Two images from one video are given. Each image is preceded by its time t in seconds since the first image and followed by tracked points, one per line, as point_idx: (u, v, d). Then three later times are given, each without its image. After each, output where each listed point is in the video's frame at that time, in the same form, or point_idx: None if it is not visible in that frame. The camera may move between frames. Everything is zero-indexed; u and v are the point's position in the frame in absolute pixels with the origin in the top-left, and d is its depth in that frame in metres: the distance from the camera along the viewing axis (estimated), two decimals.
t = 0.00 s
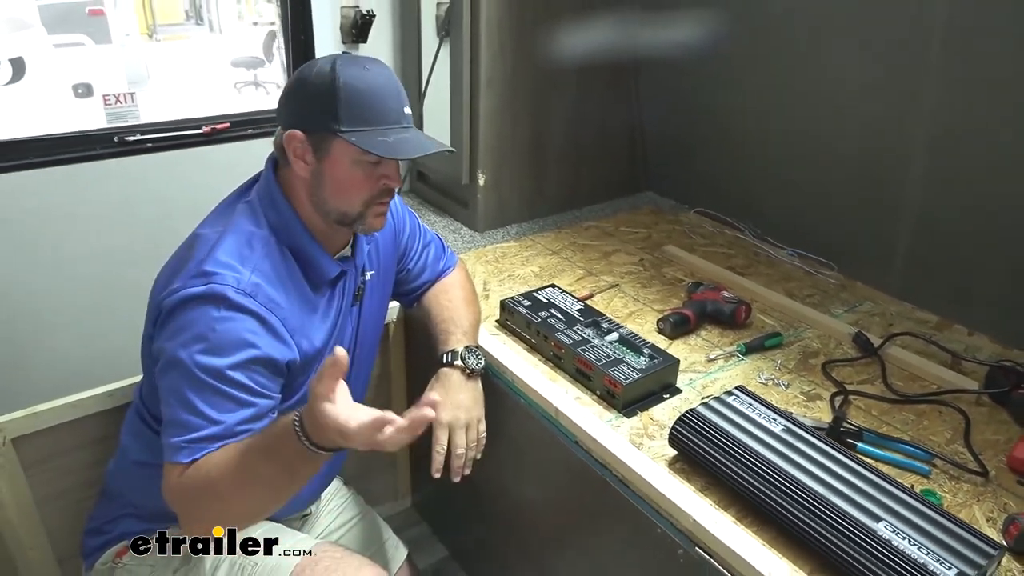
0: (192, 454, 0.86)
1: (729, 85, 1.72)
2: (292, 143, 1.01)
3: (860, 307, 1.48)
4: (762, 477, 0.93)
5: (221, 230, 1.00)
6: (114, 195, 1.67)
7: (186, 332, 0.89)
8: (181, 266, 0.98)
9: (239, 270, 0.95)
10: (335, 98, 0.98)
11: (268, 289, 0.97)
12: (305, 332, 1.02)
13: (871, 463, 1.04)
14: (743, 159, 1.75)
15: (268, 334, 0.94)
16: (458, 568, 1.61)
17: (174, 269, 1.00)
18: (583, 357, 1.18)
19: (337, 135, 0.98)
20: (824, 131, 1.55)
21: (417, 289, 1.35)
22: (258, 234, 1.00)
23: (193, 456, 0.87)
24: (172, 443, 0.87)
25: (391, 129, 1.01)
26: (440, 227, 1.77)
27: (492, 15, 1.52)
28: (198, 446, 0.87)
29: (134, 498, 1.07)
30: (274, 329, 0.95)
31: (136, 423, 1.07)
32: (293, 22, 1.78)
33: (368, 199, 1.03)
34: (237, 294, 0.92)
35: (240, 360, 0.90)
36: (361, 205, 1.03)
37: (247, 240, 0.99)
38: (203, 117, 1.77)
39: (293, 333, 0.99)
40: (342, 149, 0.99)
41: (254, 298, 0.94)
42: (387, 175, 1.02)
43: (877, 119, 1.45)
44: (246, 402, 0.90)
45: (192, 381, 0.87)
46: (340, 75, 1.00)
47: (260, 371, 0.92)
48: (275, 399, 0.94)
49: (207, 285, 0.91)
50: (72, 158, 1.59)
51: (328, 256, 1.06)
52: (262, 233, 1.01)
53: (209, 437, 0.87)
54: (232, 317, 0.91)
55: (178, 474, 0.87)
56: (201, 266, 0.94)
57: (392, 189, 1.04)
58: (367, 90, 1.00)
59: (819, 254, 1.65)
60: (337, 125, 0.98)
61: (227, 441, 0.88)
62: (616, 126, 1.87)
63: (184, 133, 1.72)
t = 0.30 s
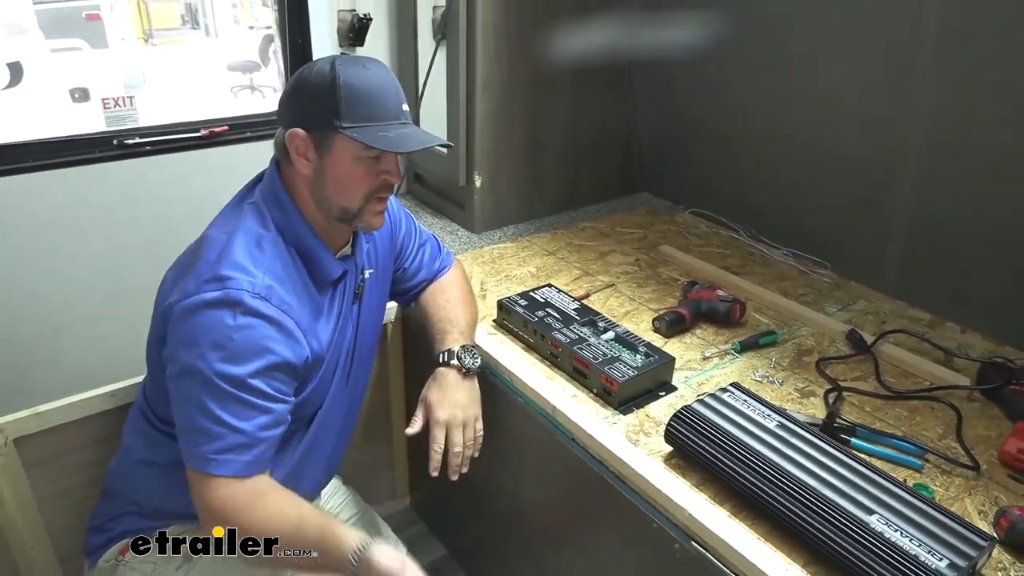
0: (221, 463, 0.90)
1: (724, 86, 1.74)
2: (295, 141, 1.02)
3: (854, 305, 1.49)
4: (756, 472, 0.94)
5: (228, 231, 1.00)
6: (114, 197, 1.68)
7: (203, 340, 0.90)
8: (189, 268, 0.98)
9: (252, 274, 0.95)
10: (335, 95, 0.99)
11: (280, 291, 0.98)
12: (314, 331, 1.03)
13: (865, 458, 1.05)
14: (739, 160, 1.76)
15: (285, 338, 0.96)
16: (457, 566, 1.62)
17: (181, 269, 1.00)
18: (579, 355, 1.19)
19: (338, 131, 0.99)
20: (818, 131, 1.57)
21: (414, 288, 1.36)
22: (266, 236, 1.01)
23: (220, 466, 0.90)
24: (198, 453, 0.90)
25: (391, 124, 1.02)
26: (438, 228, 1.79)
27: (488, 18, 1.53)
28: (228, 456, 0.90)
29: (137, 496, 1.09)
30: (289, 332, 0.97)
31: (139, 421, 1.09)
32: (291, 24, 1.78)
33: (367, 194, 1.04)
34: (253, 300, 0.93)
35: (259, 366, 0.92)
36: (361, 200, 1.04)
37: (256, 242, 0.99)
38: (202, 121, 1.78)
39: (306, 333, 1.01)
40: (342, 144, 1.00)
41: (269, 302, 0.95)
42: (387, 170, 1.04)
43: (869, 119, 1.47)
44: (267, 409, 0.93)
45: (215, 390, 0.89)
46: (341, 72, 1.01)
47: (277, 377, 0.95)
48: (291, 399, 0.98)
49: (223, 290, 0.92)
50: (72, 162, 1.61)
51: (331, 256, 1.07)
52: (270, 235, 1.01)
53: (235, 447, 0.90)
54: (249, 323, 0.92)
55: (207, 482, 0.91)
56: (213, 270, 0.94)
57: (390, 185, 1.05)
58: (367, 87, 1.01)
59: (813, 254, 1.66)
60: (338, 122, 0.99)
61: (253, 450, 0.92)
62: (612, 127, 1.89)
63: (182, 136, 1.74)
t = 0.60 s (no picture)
0: (303, 439, 0.89)
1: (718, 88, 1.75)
2: (303, 141, 1.02)
3: (847, 305, 1.51)
4: (748, 467, 0.96)
5: (234, 232, 1.01)
6: (113, 199, 1.69)
7: (242, 332, 0.90)
8: (197, 272, 0.97)
9: (271, 269, 0.97)
10: (347, 95, 1.01)
11: (297, 284, 1.00)
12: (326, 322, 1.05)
13: (856, 455, 1.07)
14: (733, 161, 1.78)
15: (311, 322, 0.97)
16: (454, 565, 1.63)
17: (187, 275, 0.99)
18: (574, 354, 1.20)
19: (349, 131, 1.00)
20: (811, 132, 1.58)
21: (411, 288, 1.37)
22: (275, 234, 1.02)
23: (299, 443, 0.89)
24: (269, 437, 0.89)
25: (401, 125, 1.04)
26: (435, 229, 1.80)
27: (485, 20, 1.54)
28: (305, 431, 0.89)
29: (137, 492, 1.11)
30: (314, 319, 0.99)
31: (141, 421, 1.11)
32: (290, 25, 1.79)
33: (375, 195, 1.05)
34: (279, 291, 0.94)
35: (305, 347, 0.93)
36: (370, 200, 1.05)
37: (265, 239, 1.00)
38: (200, 121, 1.79)
39: (325, 320, 1.02)
40: (354, 145, 1.01)
41: (293, 293, 0.97)
42: (394, 172, 1.05)
43: (862, 121, 1.48)
44: (322, 382, 0.93)
45: (273, 374, 0.90)
46: (351, 76, 1.02)
47: (318, 354, 0.96)
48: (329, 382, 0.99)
49: (247, 285, 0.93)
50: (72, 163, 1.62)
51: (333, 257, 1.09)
52: (279, 235, 1.02)
53: (308, 421, 0.90)
54: (282, 312, 0.93)
55: (290, 462, 0.89)
56: (230, 268, 0.95)
57: (398, 185, 1.07)
58: (377, 90, 1.03)
59: (807, 254, 1.68)
60: (349, 122, 1.00)
61: (325, 420, 0.91)
62: (608, 129, 1.90)
63: (181, 137, 1.75)
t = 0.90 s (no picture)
0: (342, 379, 0.90)
1: (716, 89, 1.76)
2: (306, 142, 1.03)
3: (843, 304, 1.52)
4: (744, 463, 0.97)
5: (237, 229, 1.02)
6: (113, 199, 1.70)
7: (259, 303, 0.92)
8: (202, 271, 0.99)
9: (279, 252, 0.99)
10: (349, 98, 1.02)
11: (305, 265, 1.02)
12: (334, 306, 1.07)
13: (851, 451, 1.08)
14: (730, 162, 1.79)
15: (325, 292, 0.99)
16: (453, 563, 1.64)
17: (192, 276, 1.00)
18: (572, 352, 1.21)
19: (351, 132, 1.01)
20: (807, 133, 1.60)
21: (411, 287, 1.38)
22: (279, 228, 1.03)
23: (337, 386, 0.90)
24: (304, 390, 0.90)
25: (402, 128, 1.05)
26: (434, 230, 1.81)
27: (484, 23, 1.56)
28: (342, 373, 0.90)
29: (140, 489, 1.12)
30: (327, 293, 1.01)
31: (144, 419, 1.12)
32: (290, 26, 1.79)
33: (376, 196, 1.06)
34: (290, 267, 0.97)
35: (324, 309, 0.95)
36: (370, 201, 1.06)
37: (268, 232, 1.02)
38: (201, 122, 1.80)
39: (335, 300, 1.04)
40: (355, 146, 1.02)
41: (303, 270, 0.99)
42: (395, 174, 1.06)
43: (857, 121, 1.49)
44: (346, 333, 0.94)
45: (298, 330, 0.91)
46: (352, 79, 1.03)
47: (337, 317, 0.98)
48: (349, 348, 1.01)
49: (258, 265, 0.95)
50: (74, 164, 1.63)
51: (335, 254, 1.10)
52: (284, 230, 1.03)
53: (343, 365, 0.91)
54: (297, 283, 0.95)
55: (338, 403, 0.90)
56: (236, 258, 0.97)
57: (398, 187, 1.08)
58: (379, 92, 1.04)
59: (803, 254, 1.69)
60: (351, 125, 1.01)
61: (360, 361, 0.92)
62: (605, 130, 1.92)
63: (181, 138, 1.76)
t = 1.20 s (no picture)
0: (339, 369, 0.91)
1: (709, 88, 1.78)
2: (302, 142, 1.04)
3: (836, 301, 1.53)
4: (738, 456, 0.98)
5: (234, 228, 1.04)
6: (111, 200, 1.71)
7: (256, 298, 0.93)
8: (199, 269, 1.00)
9: (275, 248, 1.00)
10: (346, 97, 1.03)
11: (301, 261, 1.03)
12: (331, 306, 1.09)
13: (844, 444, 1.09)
14: (724, 161, 1.81)
15: (320, 287, 1.00)
16: (451, 560, 1.65)
17: (189, 275, 1.02)
18: (569, 348, 1.23)
19: (348, 132, 1.03)
20: (799, 132, 1.61)
21: (409, 286, 1.40)
22: (275, 227, 1.05)
23: (334, 376, 0.91)
24: (302, 380, 0.91)
25: (399, 126, 1.06)
26: (431, 229, 1.82)
27: (479, 23, 1.57)
28: (339, 363, 0.92)
29: (140, 487, 1.13)
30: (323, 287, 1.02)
31: (145, 417, 1.13)
32: (286, 27, 1.80)
33: (373, 194, 1.07)
34: (286, 262, 0.98)
35: (320, 301, 0.97)
36: (367, 200, 1.07)
37: (264, 230, 1.03)
38: (198, 124, 1.81)
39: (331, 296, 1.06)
40: (352, 146, 1.03)
41: (299, 265, 1.00)
42: (392, 172, 1.07)
43: (848, 119, 1.51)
44: (343, 325, 0.96)
45: (294, 322, 0.92)
46: (349, 78, 1.05)
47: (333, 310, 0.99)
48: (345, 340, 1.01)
49: (255, 261, 0.96)
50: (72, 165, 1.64)
51: (332, 252, 1.12)
52: (280, 229, 1.05)
53: (340, 356, 0.92)
54: (292, 277, 0.97)
55: (335, 392, 0.91)
56: (233, 254, 0.98)
57: (395, 185, 1.09)
58: (375, 92, 1.05)
59: (796, 251, 1.71)
60: (348, 124, 1.03)
61: (356, 352, 0.93)
62: (600, 130, 1.93)
63: (179, 139, 1.77)
